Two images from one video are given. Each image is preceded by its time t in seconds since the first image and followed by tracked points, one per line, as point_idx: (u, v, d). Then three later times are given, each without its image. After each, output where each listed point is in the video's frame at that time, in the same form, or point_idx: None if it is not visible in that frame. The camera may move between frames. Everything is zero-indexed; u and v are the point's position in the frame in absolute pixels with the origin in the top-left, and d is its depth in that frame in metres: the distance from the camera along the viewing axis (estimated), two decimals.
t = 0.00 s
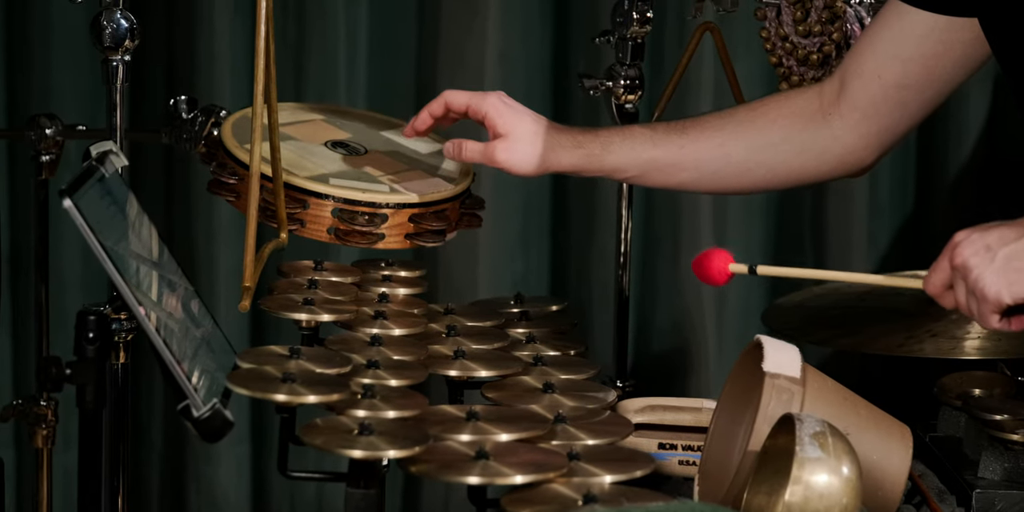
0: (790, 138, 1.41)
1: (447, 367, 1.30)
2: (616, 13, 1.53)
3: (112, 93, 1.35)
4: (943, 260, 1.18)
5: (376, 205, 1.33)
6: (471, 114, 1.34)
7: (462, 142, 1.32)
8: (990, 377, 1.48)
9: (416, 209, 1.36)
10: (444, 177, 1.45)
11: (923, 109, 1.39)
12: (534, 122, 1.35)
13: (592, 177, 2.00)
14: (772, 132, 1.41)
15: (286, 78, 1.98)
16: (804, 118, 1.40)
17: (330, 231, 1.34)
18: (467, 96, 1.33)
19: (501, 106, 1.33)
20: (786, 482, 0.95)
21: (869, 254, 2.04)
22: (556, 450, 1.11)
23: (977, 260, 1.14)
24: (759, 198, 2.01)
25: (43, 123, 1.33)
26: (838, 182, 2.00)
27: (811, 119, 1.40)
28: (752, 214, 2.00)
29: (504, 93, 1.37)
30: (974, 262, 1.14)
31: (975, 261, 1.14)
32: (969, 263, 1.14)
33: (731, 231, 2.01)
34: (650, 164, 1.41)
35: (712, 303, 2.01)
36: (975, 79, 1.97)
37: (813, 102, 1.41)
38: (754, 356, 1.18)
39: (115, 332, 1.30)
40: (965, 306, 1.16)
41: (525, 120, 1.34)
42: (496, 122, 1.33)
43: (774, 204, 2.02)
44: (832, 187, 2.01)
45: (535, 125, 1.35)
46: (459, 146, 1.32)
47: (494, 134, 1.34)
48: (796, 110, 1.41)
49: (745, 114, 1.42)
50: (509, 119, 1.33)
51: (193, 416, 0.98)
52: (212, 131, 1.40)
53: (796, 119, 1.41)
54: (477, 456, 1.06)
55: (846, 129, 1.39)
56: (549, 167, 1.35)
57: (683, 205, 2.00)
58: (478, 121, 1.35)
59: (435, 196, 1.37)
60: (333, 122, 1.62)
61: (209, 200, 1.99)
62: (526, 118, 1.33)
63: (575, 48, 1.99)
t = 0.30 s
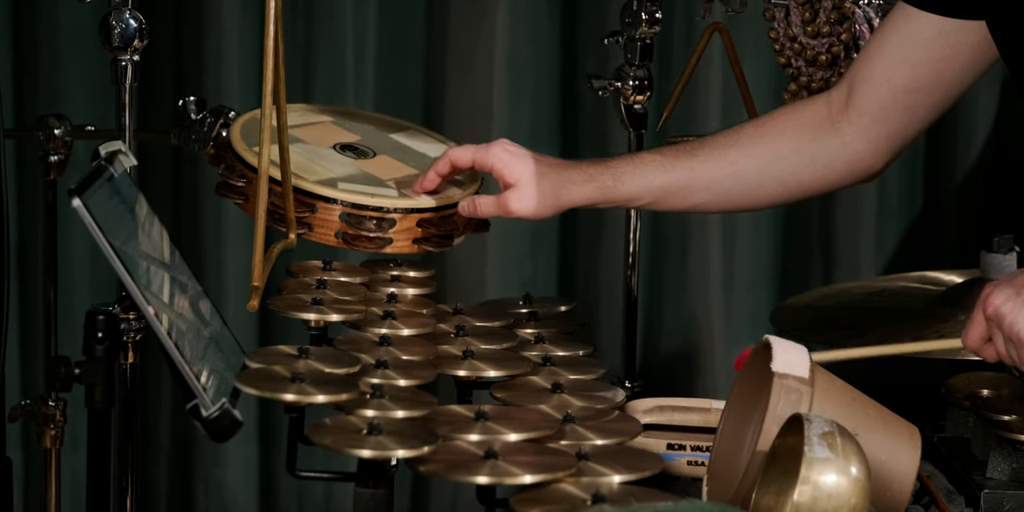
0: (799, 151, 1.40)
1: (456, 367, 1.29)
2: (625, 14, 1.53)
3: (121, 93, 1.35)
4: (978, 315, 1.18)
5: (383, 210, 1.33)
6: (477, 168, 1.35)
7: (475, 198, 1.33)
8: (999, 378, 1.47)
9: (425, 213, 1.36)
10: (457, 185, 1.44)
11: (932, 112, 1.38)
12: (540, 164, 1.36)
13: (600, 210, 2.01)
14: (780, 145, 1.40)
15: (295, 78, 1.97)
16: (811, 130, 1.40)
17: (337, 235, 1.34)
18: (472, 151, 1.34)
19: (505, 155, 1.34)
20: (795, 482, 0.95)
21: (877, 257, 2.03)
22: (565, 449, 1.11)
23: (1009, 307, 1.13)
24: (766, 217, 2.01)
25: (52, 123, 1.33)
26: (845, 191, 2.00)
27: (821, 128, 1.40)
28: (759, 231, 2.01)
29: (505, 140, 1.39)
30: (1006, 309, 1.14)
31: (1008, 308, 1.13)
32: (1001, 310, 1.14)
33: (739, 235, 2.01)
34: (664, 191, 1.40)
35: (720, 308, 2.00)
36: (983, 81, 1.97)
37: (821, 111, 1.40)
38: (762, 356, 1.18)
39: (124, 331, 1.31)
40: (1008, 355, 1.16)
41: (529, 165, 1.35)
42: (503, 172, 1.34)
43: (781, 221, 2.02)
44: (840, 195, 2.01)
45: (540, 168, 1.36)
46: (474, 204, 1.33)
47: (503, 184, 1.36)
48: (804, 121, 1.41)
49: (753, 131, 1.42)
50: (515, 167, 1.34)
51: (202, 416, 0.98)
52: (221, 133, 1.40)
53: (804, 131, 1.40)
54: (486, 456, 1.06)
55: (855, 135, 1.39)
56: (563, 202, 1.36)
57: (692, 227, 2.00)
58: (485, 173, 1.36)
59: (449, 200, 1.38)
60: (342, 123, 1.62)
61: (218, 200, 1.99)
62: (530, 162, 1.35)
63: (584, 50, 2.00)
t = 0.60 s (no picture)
0: (802, 146, 1.40)
1: (462, 369, 1.29)
2: (631, 15, 1.53)
3: (127, 93, 1.35)
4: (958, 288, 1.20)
5: (390, 208, 1.33)
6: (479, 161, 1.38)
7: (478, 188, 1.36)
8: (1005, 379, 1.47)
9: (431, 211, 1.36)
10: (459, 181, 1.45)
11: (937, 112, 1.38)
12: (542, 155, 1.40)
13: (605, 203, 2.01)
14: (782, 140, 1.40)
15: (302, 80, 1.98)
16: (815, 125, 1.40)
17: (343, 233, 1.35)
18: (474, 143, 1.37)
19: (507, 145, 1.38)
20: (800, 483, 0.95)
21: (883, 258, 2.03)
22: (570, 450, 1.11)
23: (987, 280, 1.15)
24: (772, 210, 2.00)
25: (58, 125, 1.34)
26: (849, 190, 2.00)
27: (824, 124, 1.40)
28: (766, 225, 2.01)
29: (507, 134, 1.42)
30: (985, 283, 1.15)
31: (986, 280, 1.15)
32: (980, 284, 1.16)
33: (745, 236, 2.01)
34: (666, 184, 1.41)
35: (727, 307, 2.01)
36: (989, 82, 1.97)
37: (824, 107, 1.40)
38: (769, 355, 1.17)
39: (129, 332, 1.31)
40: (984, 329, 1.17)
41: (532, 155, 1.39)
42: (506, 162, 1.38)
43: (788, 214, 2.02)
44: (845, 190, 2.00)
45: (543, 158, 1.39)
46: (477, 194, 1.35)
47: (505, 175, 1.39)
48: (807, 116, 1.40)
49: (756, 125, 1.42)
50: (517, 157, 1.38)
51: (208, 416, 0.98)
52: (226, 133, 1.40)
53: (808, 126, 1.40)
54: (491, 456, 1.06)
55: (859, 132, 1.39)
56: (565, 194, 1.38)
57: (698, 220, 2.00)
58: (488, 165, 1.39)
59: (452, 199, 1.38)
60: (348, 124, 1.62)
61: (224, 201, 1.99)
62: (532, 152, 1.39)
63: (590, 51, 2.00)
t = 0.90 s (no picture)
0: (806, 139, 1.40)
1: (467, 369, 1.29)
2: (636, 15, 1.53)
3: (131, 94, 1.36)
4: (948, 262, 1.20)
5: (395, 206, 1.33)
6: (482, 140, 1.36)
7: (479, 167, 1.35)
8: (1010, 379, 1.46)
9: (437, 209, 1.36)
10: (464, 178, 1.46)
11: (941, 110, 1.38)
12: (547, 134, 1.37)
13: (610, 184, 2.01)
14: (787, 134, 1.40)
15: (306, 80, 1.98)
16: (820, 119, 1.40)
17: (349, 232, 1.34)
18: (477, 122, 1.35)
19: (511, 124, 1.35)
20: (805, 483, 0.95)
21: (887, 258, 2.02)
22: (575, 450, 1.11)
23: (979, 256, 1.16)
24: (778, 202, 2.00)
25: (63, 124, 1.34)
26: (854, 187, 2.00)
27: (828, 119, 1.40)
28: (772, 217, 2.00)
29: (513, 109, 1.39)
30: (977, 259, 1.16)
31: (978, 256, 1.16)
32: (972, 260, 1.16)
33: (750, 233, 2.00)
34: (668, 169, 1.40)
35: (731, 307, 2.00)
36: (994, 81, 1.96)
37: (829, 103, 1.40)
38: (772, 356, 1.18)
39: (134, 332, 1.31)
40: (972, 304, 1.18)
41: (536, 133, 1.36)
42: (510, 141, 1.35)
43: (792, 209, 2.02)
44: (850, 185, 2.00)
45: (549, 137, 1.37)
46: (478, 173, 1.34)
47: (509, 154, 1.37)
48: (812, 111, 1.40)
49: (762, 117, 1.42)
50: (520, 136, 1.35)
51: (212, 416, 0.98)
52: (231, 133, 1.40)
53: (812, 120, 1.40)
54: (496, 456, 1.06)
55: (863, 129, 1.39)
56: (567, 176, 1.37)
57: (703, 209, 1.99)
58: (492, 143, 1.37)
59: (456, 196, 1.37)
60: (353, 124, 1.62)
61: (228, 201, 1.99)
62: (537, 131, 1.36)
63: (595, 51, 2.00)
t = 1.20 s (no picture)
0: (812, 140, 1.40)
1: (470, 370, 1.29)
2: (640, 16, 1.53)
3: (134, 94, 1.36)
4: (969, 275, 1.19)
5: (399, 207, 1.33)
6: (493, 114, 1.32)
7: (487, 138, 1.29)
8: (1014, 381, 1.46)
9: (439, 211, 1.36)
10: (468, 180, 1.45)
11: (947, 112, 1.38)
12: (558, 118, 1.33)
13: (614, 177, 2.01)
14: (794, 133, 1.40)
15: (309, 81, 1.98)
16: (827, 120, 1.40)
17: (352, 233, 1.34)
18: (493, 94, 1.31)
19: (527, 103, 1.31)
20: (809, 484, 0.94)
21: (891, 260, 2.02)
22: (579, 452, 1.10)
23: (1003, 270, 1.15)
24: (781, 201, 2.00)
25: (65, 125, 1.34)
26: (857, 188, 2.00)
27: (835, 119, 1.40)
28: (775, 217, 2.00)
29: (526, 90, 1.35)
30: (1000, 273, 1.15)
31: (1002, 271, 1.15)
32: (994, 274, 1.15)
33: (754, 234, 2.00)
34: (673, 163, 1.39)
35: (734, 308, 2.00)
36: (999, 83, 1.96)
37: (836, 104, 1.40)
38: (777, 358, 1.19)
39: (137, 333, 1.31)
40: (996, 318, 1.17)
41: (549, 116, 1.32)
42: (522, 119, 1.31)
43: (796, 208, 2.02)
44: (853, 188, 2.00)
45: (560, 121, 1.33)
46: (485, 144, 1.29)
47: (517, 132, 1.32)
48: (819, 111, 1.40)
49: (768, 114, 1.42)
50: (533, 116, 1.31)
51: (215, 417, 0.98)
52: (234, 133, 1.40)
53: (819, 121, 1.40)
54: (499, 457, 1.06)
55: (870, 130, 1.38)
56: (574, 163, 1.33)
57: (708, 208, 1.99)
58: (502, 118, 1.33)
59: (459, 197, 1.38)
60: (356, 124, 1.62)
61: (231, 202, 1.99)
62: (551, 114, 1.32)
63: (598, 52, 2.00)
